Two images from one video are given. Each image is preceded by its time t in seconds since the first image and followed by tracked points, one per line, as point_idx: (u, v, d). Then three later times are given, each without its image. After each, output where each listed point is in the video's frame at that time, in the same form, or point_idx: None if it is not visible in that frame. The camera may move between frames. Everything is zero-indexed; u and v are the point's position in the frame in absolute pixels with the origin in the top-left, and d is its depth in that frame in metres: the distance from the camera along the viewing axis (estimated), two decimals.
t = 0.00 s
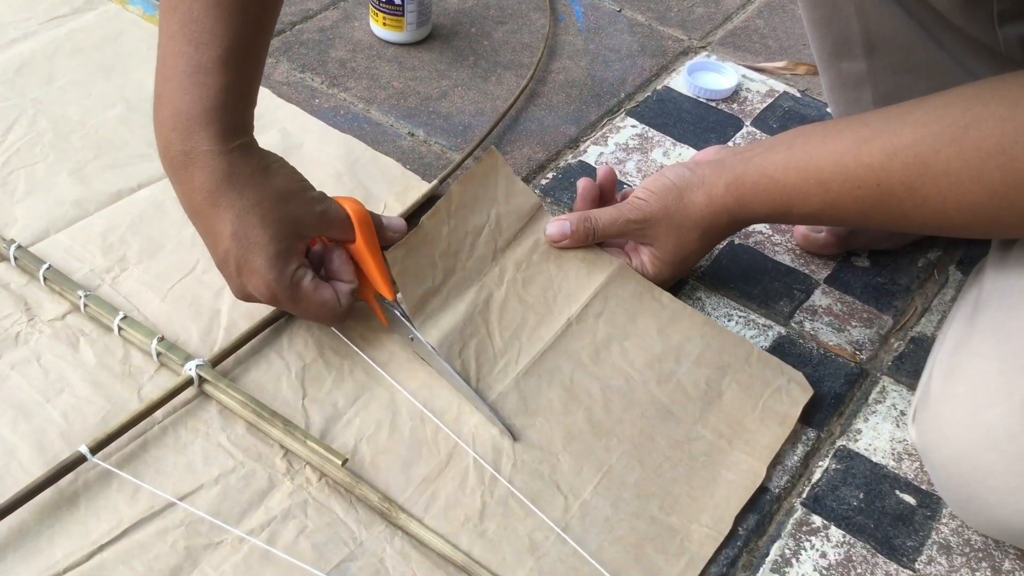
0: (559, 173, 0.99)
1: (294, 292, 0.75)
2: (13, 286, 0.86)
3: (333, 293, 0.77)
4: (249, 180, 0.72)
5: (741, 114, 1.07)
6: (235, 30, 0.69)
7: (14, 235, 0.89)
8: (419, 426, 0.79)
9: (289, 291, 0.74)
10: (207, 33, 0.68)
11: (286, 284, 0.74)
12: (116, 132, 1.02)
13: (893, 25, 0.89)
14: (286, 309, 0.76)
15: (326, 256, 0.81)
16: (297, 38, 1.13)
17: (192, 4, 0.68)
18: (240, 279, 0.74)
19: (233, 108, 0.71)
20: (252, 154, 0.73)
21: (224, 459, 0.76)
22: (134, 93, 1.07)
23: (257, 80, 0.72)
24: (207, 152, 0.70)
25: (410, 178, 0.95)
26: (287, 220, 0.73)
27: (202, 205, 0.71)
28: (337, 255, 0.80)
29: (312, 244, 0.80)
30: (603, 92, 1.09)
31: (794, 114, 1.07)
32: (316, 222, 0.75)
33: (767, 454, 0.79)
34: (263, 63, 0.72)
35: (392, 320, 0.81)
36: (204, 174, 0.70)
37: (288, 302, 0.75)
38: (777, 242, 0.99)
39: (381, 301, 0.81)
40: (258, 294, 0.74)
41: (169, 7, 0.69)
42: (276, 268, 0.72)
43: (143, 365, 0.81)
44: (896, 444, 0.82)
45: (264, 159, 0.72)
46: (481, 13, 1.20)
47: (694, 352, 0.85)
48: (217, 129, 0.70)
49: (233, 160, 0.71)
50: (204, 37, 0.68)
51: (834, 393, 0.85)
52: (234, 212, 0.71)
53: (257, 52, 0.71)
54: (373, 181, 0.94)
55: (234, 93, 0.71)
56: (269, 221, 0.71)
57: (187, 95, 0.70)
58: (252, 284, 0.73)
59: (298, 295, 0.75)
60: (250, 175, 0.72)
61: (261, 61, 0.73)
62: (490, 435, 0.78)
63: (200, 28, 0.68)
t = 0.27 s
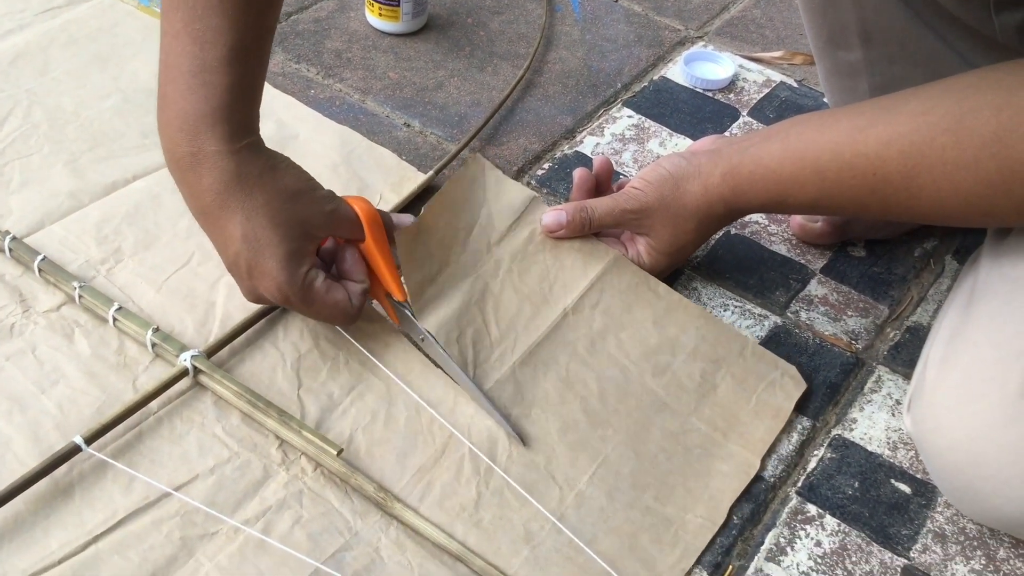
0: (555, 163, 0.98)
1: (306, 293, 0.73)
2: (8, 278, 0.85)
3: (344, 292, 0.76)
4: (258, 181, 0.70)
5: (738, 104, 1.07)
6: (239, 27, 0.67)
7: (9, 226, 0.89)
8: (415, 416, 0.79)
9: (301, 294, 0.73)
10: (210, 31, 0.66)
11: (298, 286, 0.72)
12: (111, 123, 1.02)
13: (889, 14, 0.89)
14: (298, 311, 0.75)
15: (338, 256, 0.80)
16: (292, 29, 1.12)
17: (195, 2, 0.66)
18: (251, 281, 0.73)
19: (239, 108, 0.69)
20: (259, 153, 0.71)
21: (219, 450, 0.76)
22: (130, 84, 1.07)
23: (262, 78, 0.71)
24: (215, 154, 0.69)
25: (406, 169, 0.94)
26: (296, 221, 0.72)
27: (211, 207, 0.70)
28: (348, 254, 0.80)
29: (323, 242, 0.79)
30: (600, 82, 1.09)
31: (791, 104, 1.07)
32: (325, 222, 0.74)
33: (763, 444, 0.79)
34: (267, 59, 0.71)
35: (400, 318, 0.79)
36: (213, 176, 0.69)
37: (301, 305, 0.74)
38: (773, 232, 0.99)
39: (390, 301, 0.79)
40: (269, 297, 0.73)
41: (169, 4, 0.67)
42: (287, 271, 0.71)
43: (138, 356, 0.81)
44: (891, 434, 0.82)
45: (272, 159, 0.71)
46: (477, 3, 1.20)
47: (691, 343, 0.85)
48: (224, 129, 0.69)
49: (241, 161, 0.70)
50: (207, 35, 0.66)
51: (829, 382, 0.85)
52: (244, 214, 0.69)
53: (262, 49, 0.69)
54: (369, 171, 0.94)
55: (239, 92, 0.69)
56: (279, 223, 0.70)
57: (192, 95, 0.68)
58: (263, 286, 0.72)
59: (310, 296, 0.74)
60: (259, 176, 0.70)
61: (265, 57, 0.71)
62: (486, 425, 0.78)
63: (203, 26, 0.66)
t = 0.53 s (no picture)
0: (541, 151, 0.98)
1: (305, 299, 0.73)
2: None
3: (344, 301, 0.76)
4: (255, 186, 0.70)
5: (724, 91, 1.07)
6: (233, 32, 0.67)
7: None
8: (404, 405, 0.79)
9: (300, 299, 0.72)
10: (203, 37, 0.67)
11: (297, 292, 0.72)
12: (96, 114, 1.01)
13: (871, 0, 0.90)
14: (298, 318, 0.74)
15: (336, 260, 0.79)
16: (277, 17, 1.12)
17: (189, 9, 0.66)
18: (250, 288, 0.72)
19: (235, 113, 0.70)
20: (256, 159, 0.71)
21: (209, 442, 0.76)
22: (114, 75, 1.06)
23: (258, 84, 0.71)
24: (210, 160, 0.69)
25: (394, 159, 0.94)
26: (295, 227, 0.71)
27: (208, 214, 0.70)
28: (346, 259, 0.78)
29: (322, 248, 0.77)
30: (586, 69, 1.09)
31: (777, 90, 1.08)
32: (324, 227, 0.73)
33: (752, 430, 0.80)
34: (262, 65, 0.71)
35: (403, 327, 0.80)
36: (209, 182, 0.69)
37: (300, 311, 0.73)
38: (759, 219, 1.00)
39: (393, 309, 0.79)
40: (269, 303, 0.72)
41: (162, 12, 0.68)
42: (286, 277, 0.71)
43: (126, 348, 0.81)
44: (875, 418, 0.83)
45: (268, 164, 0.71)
46: None
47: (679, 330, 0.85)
48: (219, 134, 0.69)
49: (238, 167, 0.70)
50: (201, 42, 0.67)
51: (814, 367, 0.86)
52: (241, 220, 0.69)
53: (256, 54, 0.70)
54: (357, 160, 0.93)
55: (235, 98, 0.69)
56: (276, 229, 0.69)
57: (187, 102, 0.68)
58: (262, 293, 0.72)
59: (310, 302, 0.73)
60: (256, 181, 0.70)
61: (260, 64, 0.71)
62: (475, 414, 0.79)
63: (196, 32, 0.67)
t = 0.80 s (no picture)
0: (530, 141, 0.98)
1: (302, 294, 0.72)
2: None
3: (344, 294, 0.75)
4: (249, 182, 0.69)
5: (712, 80, 1.07)
6: (223, 26, 0.66)
7: None
8: (395, 396, 0.79)
9: (297, 295, 0.71)
10: (192, 31, 0.65)
11: (295, 288, 0.71)
12: (84, 106, 1.01)
13: None
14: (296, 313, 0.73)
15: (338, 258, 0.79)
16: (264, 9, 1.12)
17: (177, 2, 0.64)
18: (247, 285, 0.72)
19: (228, 108, 0.68)
20: (250, 154, 0.70)
21: (199, 434, 0.76)
22: (102, 68, 1.06)
23: (250, 78, 0.70)
24: (203, 156, 0.68)
25: (383, 150, 0.94)
26: (291, 222, 0.70)
27: (202, 211, 0.69)
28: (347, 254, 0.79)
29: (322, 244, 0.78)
30: (574, 59, 1.09)
31: (765, 79, 1.08)
32: (321, 221, 0.73)
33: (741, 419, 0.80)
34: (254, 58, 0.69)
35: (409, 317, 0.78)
36: (203, 178, 0.68)
37: (298, 306, 0.72)
38: (747, 208, 1.00)
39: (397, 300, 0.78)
40: (266, 299, 0.72)
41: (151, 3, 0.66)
42: (283, 273, 0.70)
43: (115, 341, 0.81)
44: (863, 405, 0.84)
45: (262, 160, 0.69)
46: None
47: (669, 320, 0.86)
48: (211, 130, 0.68)
49: (231, 162, 0.69)
50: (191, 36, 0.65)
51: (802, 355, 0.87)
52: (236, 216, 0.68)
53: (248, 48, 0.68)
54: (346, 152, 0.93)
55: (226, 92, 0.68)
56: (271, 224, 0.69)
57: (178, 97, 0.67)
58: (259, 288, 0.71)
59: (308, 297, 0.73)
60: (250, 177, 0.69)
61: (252, 58, 0.70)
62: (465, 404, 0.79)
63: (185, 27, 0.65)
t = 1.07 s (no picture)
0: (526, 134, 0.98)
1: (328, 318, 0.71)
2: None
3: (369, 316, 0.74)
4: (273, 204, 0.68)
5: (708, 71, 1.07)
6: (244, 47, 0.65)
7: None
8: (394, 390, 0.80)
9: (323, 318, 0.70)
10: (214, 54, 0.64)
11: (320, 311, 0.70)
12: (80, 101, 1.01)
13: None
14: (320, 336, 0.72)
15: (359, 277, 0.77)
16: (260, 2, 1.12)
17: (198, 25, 0.63)
18: (271, 308, 0.70)
19: (249, 129, 0.67)
20: (272, 175, 0.69)
21: (199, 428, 0.76)
22: (99, 62, 1.06)
23: (271, 99, 0.69)
24: (227, 179, 0.67)
25: (380, 144, 0.93)
26: (315, 244, 0.70)
27: (225, 234, 0.68)
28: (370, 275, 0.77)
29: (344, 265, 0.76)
30: (570, 51, 1.09)
31: (761, 70, 1.07)
32: (345, 243, 0.72)
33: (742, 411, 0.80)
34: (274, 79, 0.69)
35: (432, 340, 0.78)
36: (227, 201, 0.67)
37: (323, 329, 0.72)
38: (744, 199, 1.01)
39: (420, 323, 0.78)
40: (291, 323, 0.70)
41: (171, 29, 0.65)
42: (308, 296, 0.69)
43: (114, 336, 0.81)
44: (860, 395, 0.84)
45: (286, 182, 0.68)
46: None
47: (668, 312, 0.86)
48: (234, 152, 0.67)
49: (254, 185, 0.68)
50: (212, 59, 0.64)
51: (799, 346, 0.87)
52: (260, 240, 0.67)
53: (268, 69, 0.67)
54: (344, 146, 0.93)
55: (248, 113, 0.67)
56: (297, 247, 0.68)
57: (200, 120, 0.66)
58: (285, 313, 0.70)
59: (333, 320, 0.72)
60: (273, 198, 0.68)
61: (272, 79, 0.69)
62: (465, 397, 0.79)
63: (206, 49, 0.64)
